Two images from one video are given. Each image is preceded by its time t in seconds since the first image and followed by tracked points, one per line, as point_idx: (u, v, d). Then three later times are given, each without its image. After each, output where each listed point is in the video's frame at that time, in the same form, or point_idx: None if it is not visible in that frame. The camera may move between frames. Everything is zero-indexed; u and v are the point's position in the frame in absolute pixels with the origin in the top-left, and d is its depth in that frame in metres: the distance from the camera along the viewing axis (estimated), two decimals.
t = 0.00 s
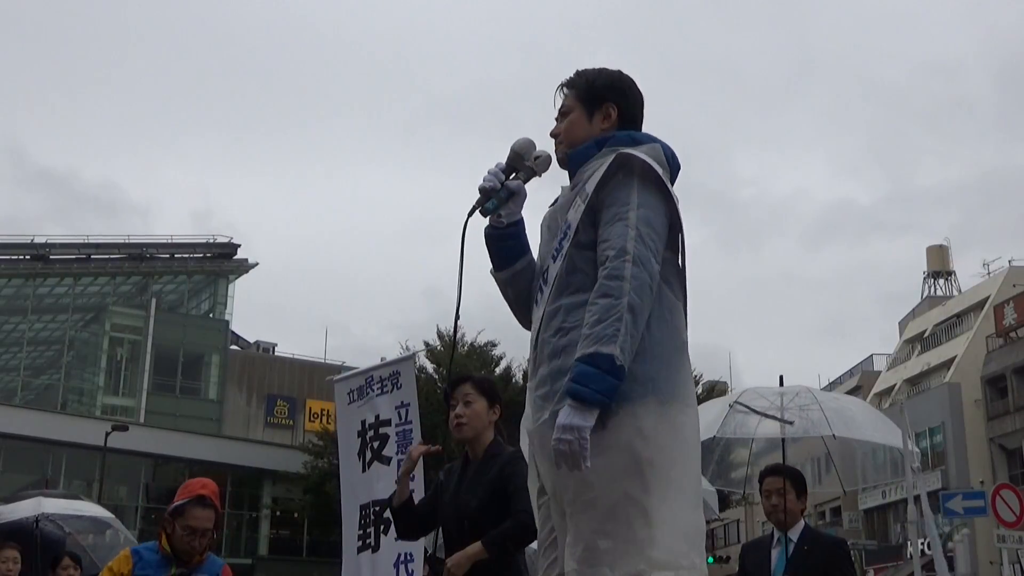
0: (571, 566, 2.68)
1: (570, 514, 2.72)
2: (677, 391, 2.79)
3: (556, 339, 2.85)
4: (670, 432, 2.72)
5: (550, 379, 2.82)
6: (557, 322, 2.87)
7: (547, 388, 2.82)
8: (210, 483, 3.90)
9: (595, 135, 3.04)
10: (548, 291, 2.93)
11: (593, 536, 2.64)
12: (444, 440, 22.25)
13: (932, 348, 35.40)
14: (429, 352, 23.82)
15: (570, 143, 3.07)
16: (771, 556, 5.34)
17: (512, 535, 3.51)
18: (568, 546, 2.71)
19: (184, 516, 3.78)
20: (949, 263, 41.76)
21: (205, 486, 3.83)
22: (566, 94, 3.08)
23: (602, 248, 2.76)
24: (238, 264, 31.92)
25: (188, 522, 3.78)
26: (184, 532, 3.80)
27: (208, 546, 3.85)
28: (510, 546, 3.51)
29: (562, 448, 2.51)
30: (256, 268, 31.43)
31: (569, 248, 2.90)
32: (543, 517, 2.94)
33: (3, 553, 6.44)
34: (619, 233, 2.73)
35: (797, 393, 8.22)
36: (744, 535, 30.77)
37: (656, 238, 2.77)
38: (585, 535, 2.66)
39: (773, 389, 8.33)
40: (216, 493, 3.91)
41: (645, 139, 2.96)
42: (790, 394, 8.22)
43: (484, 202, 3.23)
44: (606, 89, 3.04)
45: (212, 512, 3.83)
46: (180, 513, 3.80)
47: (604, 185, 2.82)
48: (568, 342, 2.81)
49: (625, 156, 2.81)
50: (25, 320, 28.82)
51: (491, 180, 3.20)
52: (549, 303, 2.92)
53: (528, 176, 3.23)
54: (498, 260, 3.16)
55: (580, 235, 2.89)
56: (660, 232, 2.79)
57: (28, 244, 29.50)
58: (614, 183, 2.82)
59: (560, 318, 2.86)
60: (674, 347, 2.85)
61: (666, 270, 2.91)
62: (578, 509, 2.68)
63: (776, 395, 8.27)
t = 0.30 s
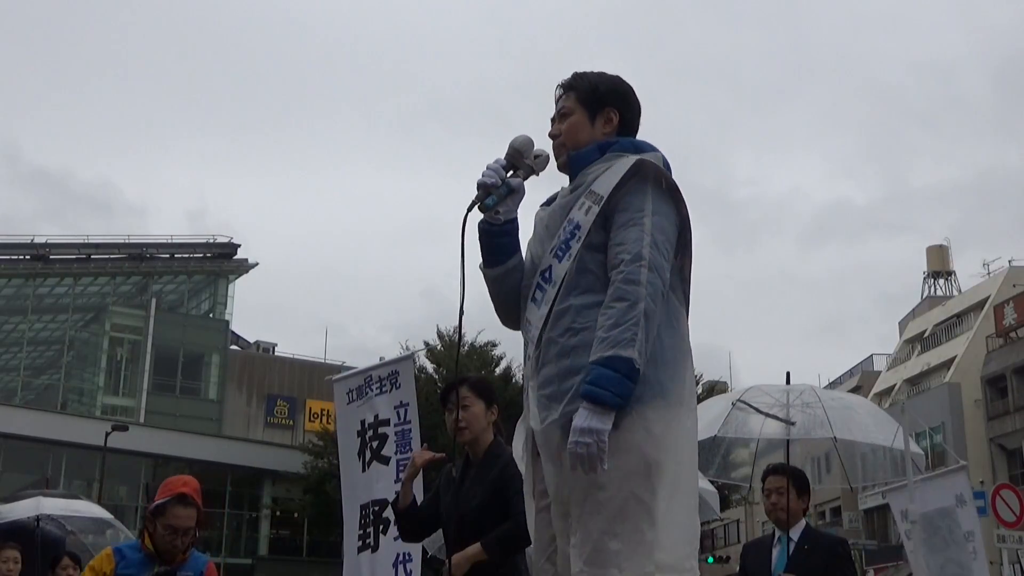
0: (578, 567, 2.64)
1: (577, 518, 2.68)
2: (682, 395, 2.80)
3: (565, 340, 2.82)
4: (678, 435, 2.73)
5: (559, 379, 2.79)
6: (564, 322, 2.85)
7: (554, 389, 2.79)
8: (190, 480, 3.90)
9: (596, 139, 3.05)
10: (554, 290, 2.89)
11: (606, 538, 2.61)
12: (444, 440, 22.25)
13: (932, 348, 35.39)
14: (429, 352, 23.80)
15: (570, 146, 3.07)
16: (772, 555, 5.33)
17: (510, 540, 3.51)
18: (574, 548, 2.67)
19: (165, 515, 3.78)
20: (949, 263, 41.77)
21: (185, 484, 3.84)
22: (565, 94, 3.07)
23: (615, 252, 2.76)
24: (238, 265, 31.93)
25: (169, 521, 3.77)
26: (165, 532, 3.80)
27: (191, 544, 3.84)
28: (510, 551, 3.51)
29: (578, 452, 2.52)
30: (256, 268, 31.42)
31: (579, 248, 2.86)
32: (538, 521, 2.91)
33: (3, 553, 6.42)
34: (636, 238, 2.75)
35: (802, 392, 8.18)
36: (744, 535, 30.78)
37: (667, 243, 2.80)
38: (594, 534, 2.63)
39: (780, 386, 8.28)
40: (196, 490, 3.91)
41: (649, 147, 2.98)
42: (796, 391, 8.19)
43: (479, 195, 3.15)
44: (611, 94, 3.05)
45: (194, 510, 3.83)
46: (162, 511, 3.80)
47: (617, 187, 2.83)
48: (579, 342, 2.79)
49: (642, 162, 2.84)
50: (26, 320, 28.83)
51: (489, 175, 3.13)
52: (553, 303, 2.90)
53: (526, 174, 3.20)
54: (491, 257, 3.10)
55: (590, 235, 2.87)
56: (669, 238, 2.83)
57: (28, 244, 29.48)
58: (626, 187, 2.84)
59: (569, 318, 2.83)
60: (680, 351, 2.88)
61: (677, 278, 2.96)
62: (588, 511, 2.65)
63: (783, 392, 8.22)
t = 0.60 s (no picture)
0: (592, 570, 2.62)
1: (588, 521, 2.67)
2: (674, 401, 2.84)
3: (571, 346, 2.82)
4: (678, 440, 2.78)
5: (564, 384, 2.78)
6: (568, 328, 2.84)
7: (560, 395, 2.78)
8: (173, 479, 3.90)
9: (588, 153, 3.07)
10: (553, 296, 2.86)
11: (624, 538, 2.61)
12: (444, 440, 22.25)
13: (932, 348, 35.37)
14: (429, 352, 23.78)
15: (562, 158, 3.08)
16: (772, 553, 5.34)
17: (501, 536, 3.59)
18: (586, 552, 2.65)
19: (148, 516, 3.77)
20: (949, 263, 41.76)
21: (168, 483, 3.84)
22: (557, 106, 3.08)
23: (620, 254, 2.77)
24: (238, 265, 31.91)
25: (152, 522, 3.77)
26: (150, 533, 3.80)
27: (177, 544, 3.84)
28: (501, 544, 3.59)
29: (610, 425, 2.47)
30: (256, 268, 31.40)
31: (581, 255, 2.85)
32: (540, 527, 2.90)
33: (3, 554, 6.42)
34: (642, 240, 2.76)
35: (802, 390, 8.16)
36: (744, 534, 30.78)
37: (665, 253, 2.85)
38: (608, 535, 2.62)
39: (779, 386, 8.26)
40: (180, 489, 3.91)
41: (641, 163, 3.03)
42: (795, 390, 8.17)
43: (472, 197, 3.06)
44: (606, 108, 3.08)
45: (178, 509, 3.84)
46: (145, 512, 3.79)
47: (619, 197, 2.86)
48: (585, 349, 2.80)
49: (644, 175, 2.88)
50: (25, 320, 28.82)
51: (487, 179, 3.05)
52: (554, 309, 2.87)
53: (521, 181, 3.15)
54: (482, 260, 3.03)
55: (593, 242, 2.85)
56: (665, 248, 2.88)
57: (28, 244, 29.41)
58: (627, 197, 2.87)
59: (574, 324, 2.83)
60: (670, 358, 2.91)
61: (664, 288, 2.95)
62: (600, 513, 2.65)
63: (783, 391, 8.20)
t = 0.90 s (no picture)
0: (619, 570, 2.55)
1: (602, 515, 2.61)
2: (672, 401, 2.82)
3: (581, 345, 2.77)
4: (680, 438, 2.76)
5: (583, 381, 2.73)
6: (578, 327, 2.79)
7: (575, 392, 2.73)
8: (165, 478, 3.87)
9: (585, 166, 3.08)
10: (561, 294, 2.83)
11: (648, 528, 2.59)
12: (445, 441, 22.22)
13: (932, 348, 35.34)
14: (429, 352, 23.72)
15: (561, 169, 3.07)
16: (772, 554, 5.30)
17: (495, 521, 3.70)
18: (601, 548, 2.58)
19: (141, 516, 3.74)
20: (949, 263, 41.71)
21: (159, 483, 3.81)
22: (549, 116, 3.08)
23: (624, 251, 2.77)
24: (238, 265, 31.84)
25: (144, 522, 3.74)
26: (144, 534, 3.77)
27: (171, 543, 3.81)
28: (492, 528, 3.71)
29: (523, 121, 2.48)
30: (256, 268, 31.34)
31: (586, 253, 2.83)
32: (537, 530, 2.84)
33: (3, 553, 6.38)
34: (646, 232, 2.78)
35: (802, 390, 8.15)
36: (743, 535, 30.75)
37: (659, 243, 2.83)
38: (624, 527, 2.58)
39: (780, 385, 8.26)
40: (172, 489, 3.89)
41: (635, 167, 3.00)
42: (796, 390, 8.17)
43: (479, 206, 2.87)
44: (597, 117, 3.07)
45: (170, 510, 3.81)
46: (137, 513, 3.75)
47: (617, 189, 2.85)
48: (601, 348, 2.74)
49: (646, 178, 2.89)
50: (26, 320, 28.76)
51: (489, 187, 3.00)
52: (562, 307, 2.83)
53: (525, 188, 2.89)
54: (484, 265, 2.95)
55: (596, 242, 2.84)
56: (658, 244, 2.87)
57: (27, 244, 29.30)
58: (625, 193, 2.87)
59: (585, 322, 2.78)
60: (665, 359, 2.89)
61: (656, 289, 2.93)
62: (616, 508, 2.59)
63: (783, 391, 8.20)
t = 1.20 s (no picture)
0: (629, 562, 2.52)
1: (608, 507, 2.57)
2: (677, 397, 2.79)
3: (587, 341, 2.75)
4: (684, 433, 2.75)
5: (590, 377, 2.71)
6: (584, 322, 2.77)
7: (582, 389, 2.70)
8: (161, 478, 3.84)
9: (589, 168, 3.05)
10: (565, 290, 2.81)
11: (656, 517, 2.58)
12: (445, 441, 22.21)
13: (932, 348, 35.32)
14: (429, 352, 23.70)
15: (565, 170, 3.03)
16: (773, 555, 5.27)
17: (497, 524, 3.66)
18: (604, 542, 2.55)
19: (138, 517, 3.72)
20: (949, 263, 41.69)
21: (156, 484, 3.78)
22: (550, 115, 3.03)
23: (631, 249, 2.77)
24: (238, 265, 31.80)
25: (141, 523, 3.72)
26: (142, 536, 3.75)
27: (168, 544, 3.78)
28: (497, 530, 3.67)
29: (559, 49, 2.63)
30: (256, 268, 31.30)
31: (590, 250, 2.82)
32: (537, 529, 2.81)
33: (3, 554, 6.35)
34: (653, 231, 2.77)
35: (797, 390, 8.14)
36: (744, 534, 30.74)
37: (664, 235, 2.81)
38: (633, 516, 2.56)
39: (775, 386, 8.25)
40: (169, 489, 3.86)
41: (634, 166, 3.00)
42: (792, 390, 8.16)
43: (488, 206, 2.85)
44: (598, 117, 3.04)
45: (168, 511, 3.79)
46: (134, 514, 3.74)
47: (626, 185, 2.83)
48: (607, 343, 2.72)
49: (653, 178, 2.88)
50: (26, 320, 28.73)
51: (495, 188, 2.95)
52: (567, 302, 2.81)
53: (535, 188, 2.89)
54: (488, 265, 2.94)
55: (600, 238, 2.83)
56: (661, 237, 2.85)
57: (27, 244, 29.22)
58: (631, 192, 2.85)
59: (591, 318, 2.76)
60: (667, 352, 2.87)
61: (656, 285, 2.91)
62: (622, 498, 2.57)
63: (778, 392, 8.20)
